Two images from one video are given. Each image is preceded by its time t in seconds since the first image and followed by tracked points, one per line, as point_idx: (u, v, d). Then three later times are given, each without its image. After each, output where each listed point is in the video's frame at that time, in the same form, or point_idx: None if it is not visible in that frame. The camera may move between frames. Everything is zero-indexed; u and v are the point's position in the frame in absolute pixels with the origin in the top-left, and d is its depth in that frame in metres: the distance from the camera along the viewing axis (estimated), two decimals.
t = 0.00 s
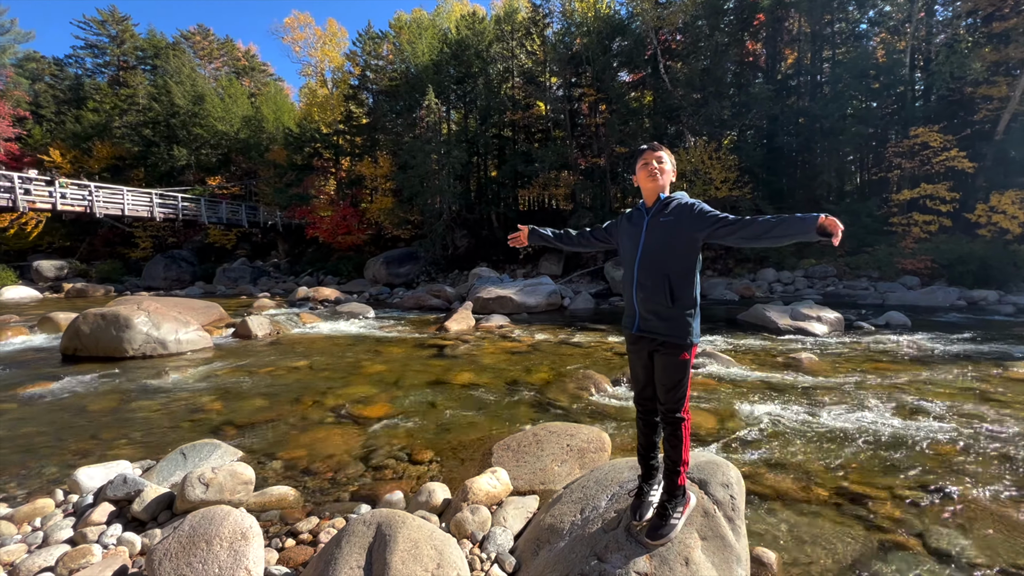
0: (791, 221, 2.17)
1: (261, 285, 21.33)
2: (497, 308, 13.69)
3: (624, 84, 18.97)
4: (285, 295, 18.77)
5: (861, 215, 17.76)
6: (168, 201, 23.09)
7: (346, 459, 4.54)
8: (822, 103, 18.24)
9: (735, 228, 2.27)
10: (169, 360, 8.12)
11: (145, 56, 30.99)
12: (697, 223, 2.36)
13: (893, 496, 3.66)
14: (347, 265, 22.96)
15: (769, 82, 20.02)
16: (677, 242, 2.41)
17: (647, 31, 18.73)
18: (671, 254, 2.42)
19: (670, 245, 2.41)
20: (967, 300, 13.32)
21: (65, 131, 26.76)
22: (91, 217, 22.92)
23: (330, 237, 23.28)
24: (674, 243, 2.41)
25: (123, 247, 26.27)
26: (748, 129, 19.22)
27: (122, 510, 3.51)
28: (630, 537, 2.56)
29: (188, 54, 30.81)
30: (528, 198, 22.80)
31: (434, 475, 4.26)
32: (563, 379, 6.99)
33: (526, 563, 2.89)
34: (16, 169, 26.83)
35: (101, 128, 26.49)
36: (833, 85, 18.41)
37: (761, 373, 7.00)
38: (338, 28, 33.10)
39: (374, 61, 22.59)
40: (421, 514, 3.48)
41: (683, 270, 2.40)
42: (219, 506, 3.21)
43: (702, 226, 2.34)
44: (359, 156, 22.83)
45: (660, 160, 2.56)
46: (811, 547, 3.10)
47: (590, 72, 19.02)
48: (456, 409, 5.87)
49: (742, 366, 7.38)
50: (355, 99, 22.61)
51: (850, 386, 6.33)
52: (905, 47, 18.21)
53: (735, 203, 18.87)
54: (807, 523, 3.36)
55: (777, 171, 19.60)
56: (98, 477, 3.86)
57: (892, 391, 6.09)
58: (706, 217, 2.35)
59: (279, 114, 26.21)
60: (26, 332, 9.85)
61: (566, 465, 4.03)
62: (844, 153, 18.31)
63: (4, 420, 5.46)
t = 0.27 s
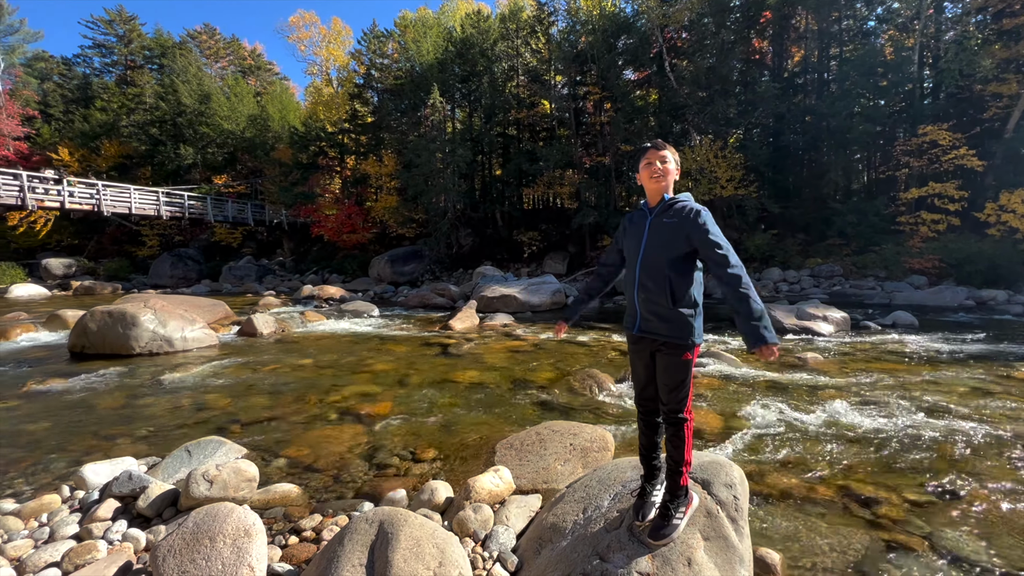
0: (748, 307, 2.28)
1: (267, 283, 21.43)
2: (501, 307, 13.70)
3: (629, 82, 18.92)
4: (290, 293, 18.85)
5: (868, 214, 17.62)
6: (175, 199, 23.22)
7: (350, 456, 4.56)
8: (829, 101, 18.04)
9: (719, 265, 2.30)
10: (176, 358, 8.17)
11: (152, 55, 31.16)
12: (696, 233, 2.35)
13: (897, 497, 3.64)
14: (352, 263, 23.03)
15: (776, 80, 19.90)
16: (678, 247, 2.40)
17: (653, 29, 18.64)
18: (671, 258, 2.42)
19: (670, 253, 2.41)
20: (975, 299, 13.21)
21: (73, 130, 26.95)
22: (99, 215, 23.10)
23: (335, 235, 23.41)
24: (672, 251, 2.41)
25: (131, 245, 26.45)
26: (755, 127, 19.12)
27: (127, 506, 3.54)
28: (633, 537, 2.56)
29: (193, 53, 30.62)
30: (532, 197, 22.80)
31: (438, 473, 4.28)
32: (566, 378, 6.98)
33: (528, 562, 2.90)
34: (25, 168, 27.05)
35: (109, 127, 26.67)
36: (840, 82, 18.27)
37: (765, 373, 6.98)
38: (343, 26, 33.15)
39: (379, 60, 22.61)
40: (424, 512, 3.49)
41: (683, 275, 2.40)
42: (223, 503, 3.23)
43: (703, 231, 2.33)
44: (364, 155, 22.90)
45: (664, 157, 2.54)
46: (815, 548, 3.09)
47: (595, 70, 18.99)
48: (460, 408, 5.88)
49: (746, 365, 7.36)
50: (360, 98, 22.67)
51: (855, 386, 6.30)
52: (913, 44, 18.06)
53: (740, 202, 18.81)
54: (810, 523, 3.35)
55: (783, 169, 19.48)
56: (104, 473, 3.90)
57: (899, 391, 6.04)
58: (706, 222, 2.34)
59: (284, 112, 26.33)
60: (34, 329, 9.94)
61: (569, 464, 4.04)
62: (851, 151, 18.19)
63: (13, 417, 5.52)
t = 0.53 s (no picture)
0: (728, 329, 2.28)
1: (275, 281, 21.56)
2: (507, 306, 13.71)
3: (637, 80, 18.85)
4: (297, 291, 18.96)
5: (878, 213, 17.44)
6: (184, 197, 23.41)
7: (356, 453, 4.59)
8: (839, 99, 17.83)
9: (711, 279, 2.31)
10: (184, 355, 8.24)
11: (161, 54, 31.41)
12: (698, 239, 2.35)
13: (906, 499, 3.61)
14: (358, 262, 23.10)
15: (784, 77, 19.75)
16: (682, 250, 2.40)
17: (660, 26, 18.53)
18: (676, 260, 2.42)
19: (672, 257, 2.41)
20: (987, 300, 13.06)
21: (84, 129, 27.22)
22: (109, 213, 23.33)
23: (342, 233, 23.47)
24: (674, 253, 2.42)
25: (140, 243, 26.69)
26: (763, 125, 19.01)
27: (136, 501, 3.58)
28: (637, 537, 2.56)
29: (203, 53, 30.91)
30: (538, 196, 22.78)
31: (443, 471, 4.29)
32: (571, 377, 6.97)
33: (532, 561, 2.90)
34: (37, 167, 27.35)
35: (119, 126, 26.91)
36: (850, 80, 18.09)
37: (772, 373, 6.94)
38: (349, 25, 33.27)
39: (386, 59, 22.62)
40: (428, 510, 3.50)
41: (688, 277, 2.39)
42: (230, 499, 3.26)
43: (706, 234, 2.33)
44: (371, 154, 22.98)
45: (667, 155, 2.51)
46: (822, 550, 3.07)
47: (602, 69, 18.96)
48: (466, 406, 5.89)
49: (753, 365, 7.32)
50: (367, 96, 22.72)
51: (864, 386, 6.25)
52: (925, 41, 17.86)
53: (748, 201, 18.71)
54: (818, 525, 3.33)
55: (791, 168, 19.35)
56: (113, 469, 3.94)
57: (908, 392, 5.99)
58: (709, 224, 2.34)
59: (292, 111, 26.48)
60: (46, 326, 10.07)
61: (574, 463, 4.04)
62: (861, 150, 18.03)
63: (24, 412, 5.59)
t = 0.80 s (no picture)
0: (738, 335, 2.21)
1: (283, 279, 21.69)
2: (514, 305, 13.71)
3: (645, 79, 18.77)
4: (306, 290, 19.07)
5: (890, 213, 17.25)
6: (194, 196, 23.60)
7: (364, 451, 4.61)
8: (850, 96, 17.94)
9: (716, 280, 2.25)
10: (194, 352, 8.32)
11: (172, 54, 31.68)
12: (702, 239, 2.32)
13: (918, 503, 3.57)
14: (366, 260, 23.19)
15: (795, 76, 19.57)
16: (687, 251, 2.38)
17: (669, 24, 18.41)
18: (681, 261, 2.40)
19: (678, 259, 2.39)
20: (1000, 301, 12.88)
21: (96, 128, 27.51)
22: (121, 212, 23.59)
23: (350, 232, 23.54)
24: (680, 255, 2.41)
25: (151, 241, 26.93)
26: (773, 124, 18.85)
27: (149, 496, 3.62)
28: (647, 538, 2.55)
29: (213, 53, 31.17)
30: (546, 195, 22.76)
31: (450, 469, 4.30)
32: (579, 377, 6.96)
33: (541, 560, 2.91)
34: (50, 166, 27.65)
35: (131, 125, 27.18)
36: (862, 78, 17.87)
37: (781, 374, 6.90)
38: (358, 24, 33.39)
39: (394, 58, 22.63)
40: (437, 508, 3.52)
41: (691, 278, 2.37)
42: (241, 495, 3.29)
43: (709, 235, 2.29)
44: (378, 153, 23.07)
45: (678, 155, 2.49)
46: (833, 553, 3.05)
47: (610, 67, 18.92)
48: (473, 405, 5.90)
49: (762, 366, 7.28)
50: (375, 96, 22.78)
51: (875, 388, 6.19)
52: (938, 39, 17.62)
53: (757, 201, 18.59)
54: (827, 528, 3.31)
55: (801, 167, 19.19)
56: (127, 464, 3.99)
57: (920, 394, 5.92)
58: (713, 224, 2.29)
59: (301, 110, 26.63)
60: (59, 323, 10.20)
61: (581, 463, 4.03)
62: (872, 149, 17.84)
63: (39, 408, 5.67)
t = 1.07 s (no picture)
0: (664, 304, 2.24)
1: (294, 277, 21.84)
2: (523, 304, 13.71)
3: (655, 78, 18.68)
4: (316, 288, 19.19)
5: (905, 213, 17.03)
6: (206, 195, 23.83)
7: (376, 449, 4.64)
8: (864, 95, 17.74)
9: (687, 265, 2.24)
10: (207, 349, 8.40)
11: (185, 54, 32.00)
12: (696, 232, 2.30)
13: (935, 507, 3.53)
14: (375, 259, 23.29)
15: (808, 75, 19.37)
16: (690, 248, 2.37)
17: (680, 23, 18.29)
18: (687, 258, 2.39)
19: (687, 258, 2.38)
20: (1018, 304, 12.68)
21: (111, 127, 27.85)
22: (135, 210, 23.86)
23: (359, 231, 23.62)
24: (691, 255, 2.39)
25: (164, 239, 27.22)
26: (785, 123, 18.67)
27: (167, 490, 3.67)
28: (660, 538, 2.54)
29: (225, 53, 31.44)
30: (555, 194, 22.72)
31: (461, 468, 4.32)
32: (589, 377, 6.95)
33: (554, 558, 2.91)
34: (66, 165, 28.04)
35: (145, 125, 27.49)
36: (876, 76, 17.57)
37: (793, 376, 6.84)
38: (368, 24, 33.51)
39: (404, 57, 22.64)
40: (449, 505, 3.53)
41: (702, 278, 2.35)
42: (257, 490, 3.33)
43: (708, 230, 2.26)
44: (388, 152, 23.16)
45: (696, 154, 2.48)
46: (848, 557, 3.02)
47: (620, 66, 18.88)
48: (483, 404, 5.91)
49: (773, 367, 7.22)
50: (385, 95, 22.83)
51: (889, 391, 6.12)
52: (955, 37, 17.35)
53: (768, 200, 18.44)
54: (842, 531, 3.28)
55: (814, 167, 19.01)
56: (145, 458, 4.04)
57: (936, 398, 5.84)
58: (715, 221, 2.27)
59: (311, 110, 26.82)
60: (76, 319, 10.35)
61: (593, 463, 4.03)
62: (886, 148, 17.62)
63: (57, 403, 5.76)
